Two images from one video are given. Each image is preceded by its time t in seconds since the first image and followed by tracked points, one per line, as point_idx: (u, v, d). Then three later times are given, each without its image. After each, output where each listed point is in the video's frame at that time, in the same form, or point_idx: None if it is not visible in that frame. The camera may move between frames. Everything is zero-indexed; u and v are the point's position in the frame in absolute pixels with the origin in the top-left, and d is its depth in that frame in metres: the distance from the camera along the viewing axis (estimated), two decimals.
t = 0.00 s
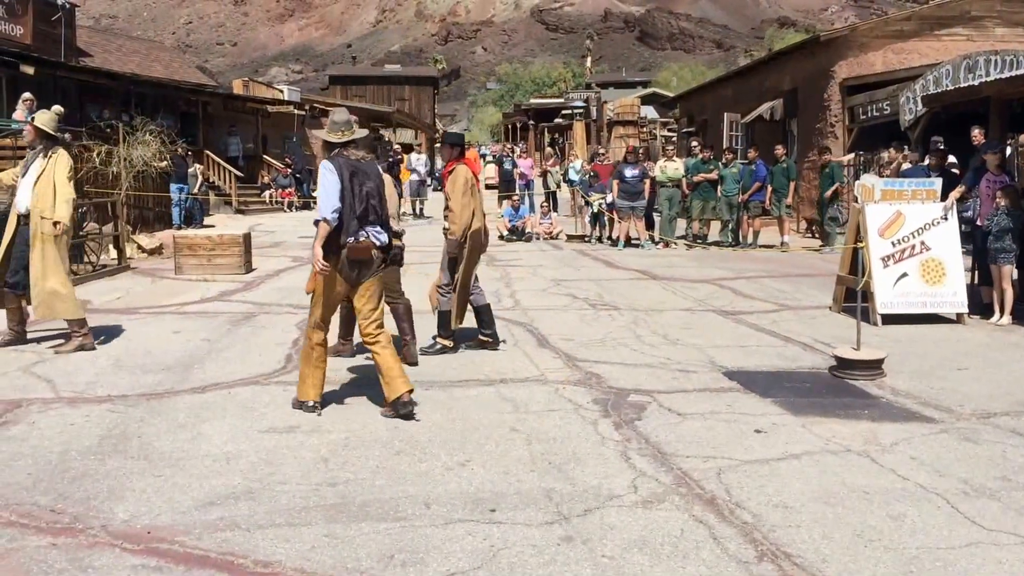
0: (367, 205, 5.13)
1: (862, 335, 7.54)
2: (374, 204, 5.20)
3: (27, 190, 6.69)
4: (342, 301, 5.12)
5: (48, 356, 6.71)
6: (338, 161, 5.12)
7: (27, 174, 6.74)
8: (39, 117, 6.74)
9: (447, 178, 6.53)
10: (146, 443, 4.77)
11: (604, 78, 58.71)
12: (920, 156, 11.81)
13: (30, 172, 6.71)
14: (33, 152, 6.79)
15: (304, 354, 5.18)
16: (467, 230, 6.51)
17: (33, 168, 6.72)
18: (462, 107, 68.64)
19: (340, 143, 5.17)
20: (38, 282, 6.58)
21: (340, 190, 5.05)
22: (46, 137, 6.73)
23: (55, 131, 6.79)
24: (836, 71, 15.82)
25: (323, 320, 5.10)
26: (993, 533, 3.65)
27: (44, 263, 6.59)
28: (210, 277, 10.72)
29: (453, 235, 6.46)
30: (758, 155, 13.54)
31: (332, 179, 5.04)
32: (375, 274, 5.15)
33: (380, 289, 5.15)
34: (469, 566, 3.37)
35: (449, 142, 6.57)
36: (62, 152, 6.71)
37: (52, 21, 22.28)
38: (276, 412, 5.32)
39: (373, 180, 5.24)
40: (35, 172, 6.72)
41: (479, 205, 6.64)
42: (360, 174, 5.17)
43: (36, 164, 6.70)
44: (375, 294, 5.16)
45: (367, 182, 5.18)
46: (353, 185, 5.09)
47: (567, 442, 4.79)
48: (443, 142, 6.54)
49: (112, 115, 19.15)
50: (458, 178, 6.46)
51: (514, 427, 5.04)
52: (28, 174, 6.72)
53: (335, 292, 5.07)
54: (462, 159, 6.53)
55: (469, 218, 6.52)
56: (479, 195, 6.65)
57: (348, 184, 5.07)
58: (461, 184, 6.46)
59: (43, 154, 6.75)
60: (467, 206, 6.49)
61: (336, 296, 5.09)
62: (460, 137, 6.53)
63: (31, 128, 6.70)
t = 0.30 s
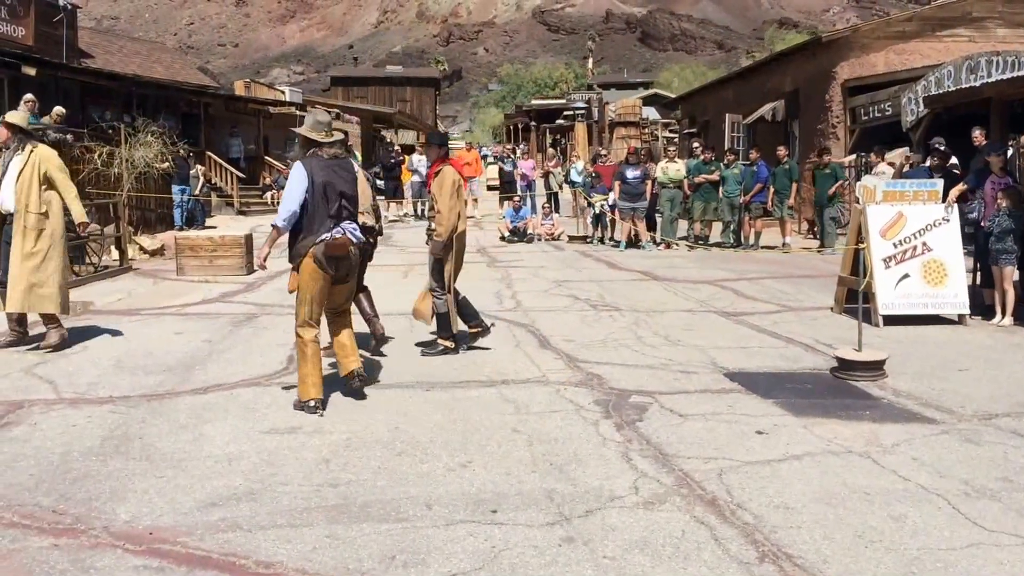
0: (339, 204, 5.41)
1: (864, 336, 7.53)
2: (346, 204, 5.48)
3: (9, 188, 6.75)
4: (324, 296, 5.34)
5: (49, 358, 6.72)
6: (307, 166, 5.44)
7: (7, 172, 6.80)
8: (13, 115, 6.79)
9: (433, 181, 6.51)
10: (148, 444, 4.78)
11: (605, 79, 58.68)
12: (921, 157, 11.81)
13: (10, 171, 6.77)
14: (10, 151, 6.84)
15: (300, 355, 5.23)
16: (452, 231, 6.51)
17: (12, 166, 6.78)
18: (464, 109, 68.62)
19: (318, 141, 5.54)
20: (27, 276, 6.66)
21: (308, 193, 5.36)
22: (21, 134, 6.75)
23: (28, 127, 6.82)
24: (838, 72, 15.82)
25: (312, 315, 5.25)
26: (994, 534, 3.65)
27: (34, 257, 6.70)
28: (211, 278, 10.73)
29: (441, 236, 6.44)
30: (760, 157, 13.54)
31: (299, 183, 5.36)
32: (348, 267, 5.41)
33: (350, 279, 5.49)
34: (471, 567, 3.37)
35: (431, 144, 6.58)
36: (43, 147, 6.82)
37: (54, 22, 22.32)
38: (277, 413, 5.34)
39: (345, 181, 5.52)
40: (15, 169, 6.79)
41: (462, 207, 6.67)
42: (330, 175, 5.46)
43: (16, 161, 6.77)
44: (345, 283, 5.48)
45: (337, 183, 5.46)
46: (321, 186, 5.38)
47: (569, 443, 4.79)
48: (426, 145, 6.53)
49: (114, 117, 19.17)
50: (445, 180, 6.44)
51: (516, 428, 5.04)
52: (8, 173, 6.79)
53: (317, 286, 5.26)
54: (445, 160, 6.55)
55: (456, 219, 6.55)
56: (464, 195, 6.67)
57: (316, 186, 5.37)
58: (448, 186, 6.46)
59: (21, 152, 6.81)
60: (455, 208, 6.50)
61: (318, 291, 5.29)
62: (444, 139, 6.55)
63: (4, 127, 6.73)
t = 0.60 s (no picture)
0: (337, 207, 5.60)
1: (866, 338, 7.53)
2: (344, 207, 5.66)
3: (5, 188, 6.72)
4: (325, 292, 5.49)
5: (51, 360, 6.73)
6: (309, 169, 5.59)
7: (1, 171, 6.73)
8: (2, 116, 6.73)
9: (423, 185, 6.50)
10: (149, 446, 4.78)
11: (606, 81, 58.70)
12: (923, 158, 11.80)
13: (7, 172, 6.73)
14: None
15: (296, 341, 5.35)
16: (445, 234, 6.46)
17: (8, 167, 6.75)
18: (466, 111, 68.69)
19: (323, 142, 5.71)
20: (29, 279, 6.76)
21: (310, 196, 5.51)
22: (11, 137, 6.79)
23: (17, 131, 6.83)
24: (839, 74, 15.83)
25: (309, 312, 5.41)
26: (996, 536, 3.65)
27: (36, 260, 6.82)
28: (213, 280, 10.73)
29: (434, 239, 6.39)
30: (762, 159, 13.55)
31: (303, 185, 5.51)
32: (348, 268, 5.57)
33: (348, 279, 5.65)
34: (472, 569, 3.37)
35: (416, 147, 6.56)
36: (40, 150, 6.87)
37: (55, 25, 22.34)
38: (279, 415, 5.35)
39: (345, 185, 5.70)
40: (12, 170, 6.77)
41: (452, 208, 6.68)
42: (331, 179, 5.63)
43: (14, 162, 6.75)
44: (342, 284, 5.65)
45: (338, 187, 5.64)
46: (322, 189, 5.55)
47: (570, 445, 4.78)
48: (413, 148, 6.50)
49: (115, 119, 19.19)
50: (436, 183, 6.40)
51: (517, 431, 5.04)
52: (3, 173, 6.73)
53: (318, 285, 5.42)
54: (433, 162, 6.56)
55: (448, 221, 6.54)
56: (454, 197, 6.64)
57: (319, 189, 5.53)
58: (439, 190, 6.45)
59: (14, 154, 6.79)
60: (447, 210, 6.48)
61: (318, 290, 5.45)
62: (430, 141, 6.54)
63: None
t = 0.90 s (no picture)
0: (339, 204, 5.74)
1: (870, 341, 7.53)
2: (345, 204, 5.82)
3: (13, 195, 6.84)
4: (323, 290, 5.69)
5: (58, 361, 6.76)
6: (313, 165, 5.69)
7: (9, 180, 6.86)
8: (9, 126, 6.85)
9: (411, 190, 6.56)
10: (155, 447, 4.81)
11: (608, 84, 58.71)
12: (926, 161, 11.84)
13: (14, 180, 6.86)
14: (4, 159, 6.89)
15: (295, 339, 5.62)
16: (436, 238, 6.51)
17: (15, 175, 6.86)
18: (468, 113, 68.79)
19: (322, 141, 5.82)
20: (36, 284, 6.81)
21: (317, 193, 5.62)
22: (18, 151, 6.86)
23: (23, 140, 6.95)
24: (843, 77, 15.83)
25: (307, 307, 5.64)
26: (1002, 541, 3.66)
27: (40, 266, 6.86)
28: (217, 283, 10.76)
29: (426, 243, 6.43)
30: (764, 162, 13.57)
31: (309, 180, 5.60)
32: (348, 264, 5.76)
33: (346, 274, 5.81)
34: (476, 571, 3.38)
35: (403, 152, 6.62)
36: (46, 160, 6.96)
37: (61, 28, 22.46)
38: (284, 416, 5.38)
39: (344, 183, 5.86)
40: (19, 179, 6.87)
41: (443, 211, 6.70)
42: (333, 176, 5.76)
43: (21, 172, 6.86)
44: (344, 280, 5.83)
45: (339, 184, 5.79)
46: (328, 186, 5.68)
47: (573, 448, 4.80)
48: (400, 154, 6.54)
49: (121, 123, 19.25)
50: (426, 187, 6.45)
51: (520, 433, 5.06)
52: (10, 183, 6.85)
53: (317, 282, 5.63)
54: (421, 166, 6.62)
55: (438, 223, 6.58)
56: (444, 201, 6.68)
57: (325, 185, 5.65)
58: (428, 195, 6.49)
59: (23, 163, 6.90)
60: (437, 214, 6.52)
61: (316, 289, 5.65)
62: (415, 146, 6.60)
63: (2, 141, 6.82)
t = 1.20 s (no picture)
0: (342, 206, 5.81)
1: (886, 345, 7.49)
2: (348, 205, 5.87)
3: (25, 199, 6.91)
4: (329, 296, 5.75)
5: (77, 363, 6.82)
6: (316, 167, 5.74)
7: (20, 186, 6.93)
8: (14, 130, 6.93)
9: (409, 190, 6.55)
10: (172, 448, 4.84)
11: (621, 87, 58.63)
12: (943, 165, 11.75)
13: (25, 184, 6.95)
14: (13, 164, 6.98)
15: (303, 346, 5.69)
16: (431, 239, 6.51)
17: (26, 179, 6.96)
18: (480, 117, 68.86)
19: (324, 143, 5.89)
20: (51, 286, 6.91)
21: (322, 196, 5.67)
22: (25, 155, 6.94)
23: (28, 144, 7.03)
24: (857, 79, 15.74)
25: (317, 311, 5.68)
26: None
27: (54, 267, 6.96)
28: (232, 286, 10.82)
29: (421, 244, 6.44)
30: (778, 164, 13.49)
31: (312, 182, 5.66)
32: (353, 268, 5.81)
33: (353, 280, 5.86)
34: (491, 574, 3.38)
35: (402, 154, 6.61)
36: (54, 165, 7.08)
37: (79, 34, 22.72)
38: (299, 417, 5.41)
39: (347, 185, 5.92)
40: (30, 184, 6.95)
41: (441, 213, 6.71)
42: (335, 178, 5.82)
43: (33, 177, 6.95)
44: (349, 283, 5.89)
45: (342, 186, 5.85)
46: (330, 188, 5.74)
47: (586, 451, 4.78)
48: (399, 155, 6.52)
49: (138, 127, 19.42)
50: (424, 190, 6.45)
51: (533, 436, 5.06)
52: (21, 188, 6.93)
53: (324, 285, 5.69)
54: (421, 168, 6.61)
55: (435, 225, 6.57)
56: (440, 203, 6.67)
57: (328, 187, 5.71)
58: (425, 196, 6.48)
59: (31, 167, 6.99)
60: (433, 216, 6.52)
61: (322, 296, 5.71)
62: (415, 150, 6.60)
63: (8, 146, 6.88)
